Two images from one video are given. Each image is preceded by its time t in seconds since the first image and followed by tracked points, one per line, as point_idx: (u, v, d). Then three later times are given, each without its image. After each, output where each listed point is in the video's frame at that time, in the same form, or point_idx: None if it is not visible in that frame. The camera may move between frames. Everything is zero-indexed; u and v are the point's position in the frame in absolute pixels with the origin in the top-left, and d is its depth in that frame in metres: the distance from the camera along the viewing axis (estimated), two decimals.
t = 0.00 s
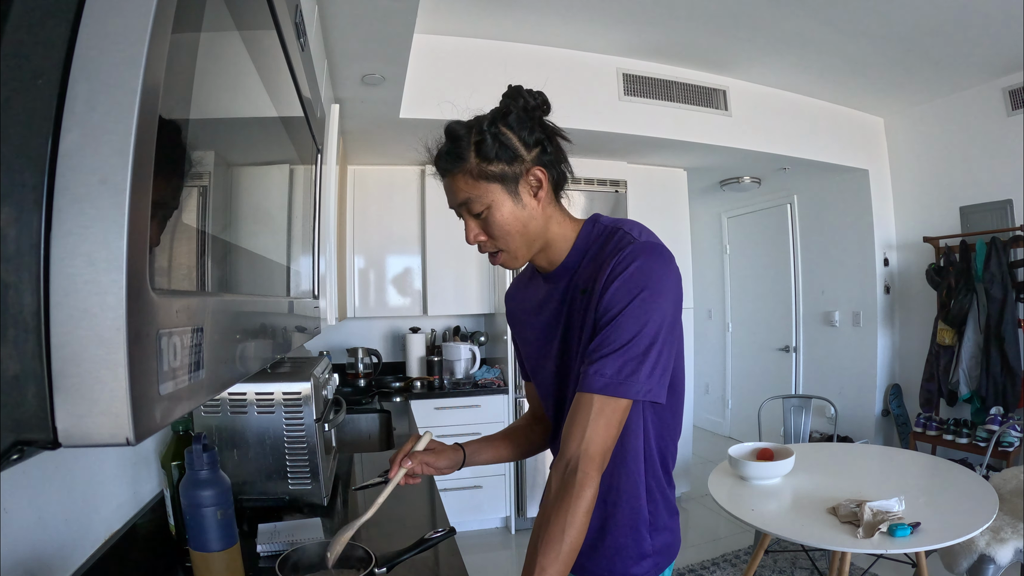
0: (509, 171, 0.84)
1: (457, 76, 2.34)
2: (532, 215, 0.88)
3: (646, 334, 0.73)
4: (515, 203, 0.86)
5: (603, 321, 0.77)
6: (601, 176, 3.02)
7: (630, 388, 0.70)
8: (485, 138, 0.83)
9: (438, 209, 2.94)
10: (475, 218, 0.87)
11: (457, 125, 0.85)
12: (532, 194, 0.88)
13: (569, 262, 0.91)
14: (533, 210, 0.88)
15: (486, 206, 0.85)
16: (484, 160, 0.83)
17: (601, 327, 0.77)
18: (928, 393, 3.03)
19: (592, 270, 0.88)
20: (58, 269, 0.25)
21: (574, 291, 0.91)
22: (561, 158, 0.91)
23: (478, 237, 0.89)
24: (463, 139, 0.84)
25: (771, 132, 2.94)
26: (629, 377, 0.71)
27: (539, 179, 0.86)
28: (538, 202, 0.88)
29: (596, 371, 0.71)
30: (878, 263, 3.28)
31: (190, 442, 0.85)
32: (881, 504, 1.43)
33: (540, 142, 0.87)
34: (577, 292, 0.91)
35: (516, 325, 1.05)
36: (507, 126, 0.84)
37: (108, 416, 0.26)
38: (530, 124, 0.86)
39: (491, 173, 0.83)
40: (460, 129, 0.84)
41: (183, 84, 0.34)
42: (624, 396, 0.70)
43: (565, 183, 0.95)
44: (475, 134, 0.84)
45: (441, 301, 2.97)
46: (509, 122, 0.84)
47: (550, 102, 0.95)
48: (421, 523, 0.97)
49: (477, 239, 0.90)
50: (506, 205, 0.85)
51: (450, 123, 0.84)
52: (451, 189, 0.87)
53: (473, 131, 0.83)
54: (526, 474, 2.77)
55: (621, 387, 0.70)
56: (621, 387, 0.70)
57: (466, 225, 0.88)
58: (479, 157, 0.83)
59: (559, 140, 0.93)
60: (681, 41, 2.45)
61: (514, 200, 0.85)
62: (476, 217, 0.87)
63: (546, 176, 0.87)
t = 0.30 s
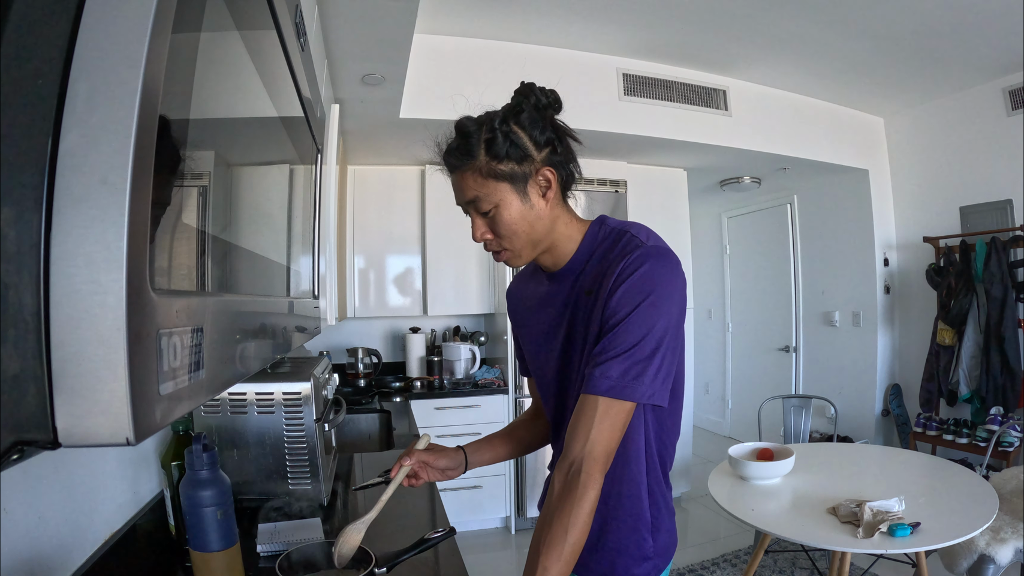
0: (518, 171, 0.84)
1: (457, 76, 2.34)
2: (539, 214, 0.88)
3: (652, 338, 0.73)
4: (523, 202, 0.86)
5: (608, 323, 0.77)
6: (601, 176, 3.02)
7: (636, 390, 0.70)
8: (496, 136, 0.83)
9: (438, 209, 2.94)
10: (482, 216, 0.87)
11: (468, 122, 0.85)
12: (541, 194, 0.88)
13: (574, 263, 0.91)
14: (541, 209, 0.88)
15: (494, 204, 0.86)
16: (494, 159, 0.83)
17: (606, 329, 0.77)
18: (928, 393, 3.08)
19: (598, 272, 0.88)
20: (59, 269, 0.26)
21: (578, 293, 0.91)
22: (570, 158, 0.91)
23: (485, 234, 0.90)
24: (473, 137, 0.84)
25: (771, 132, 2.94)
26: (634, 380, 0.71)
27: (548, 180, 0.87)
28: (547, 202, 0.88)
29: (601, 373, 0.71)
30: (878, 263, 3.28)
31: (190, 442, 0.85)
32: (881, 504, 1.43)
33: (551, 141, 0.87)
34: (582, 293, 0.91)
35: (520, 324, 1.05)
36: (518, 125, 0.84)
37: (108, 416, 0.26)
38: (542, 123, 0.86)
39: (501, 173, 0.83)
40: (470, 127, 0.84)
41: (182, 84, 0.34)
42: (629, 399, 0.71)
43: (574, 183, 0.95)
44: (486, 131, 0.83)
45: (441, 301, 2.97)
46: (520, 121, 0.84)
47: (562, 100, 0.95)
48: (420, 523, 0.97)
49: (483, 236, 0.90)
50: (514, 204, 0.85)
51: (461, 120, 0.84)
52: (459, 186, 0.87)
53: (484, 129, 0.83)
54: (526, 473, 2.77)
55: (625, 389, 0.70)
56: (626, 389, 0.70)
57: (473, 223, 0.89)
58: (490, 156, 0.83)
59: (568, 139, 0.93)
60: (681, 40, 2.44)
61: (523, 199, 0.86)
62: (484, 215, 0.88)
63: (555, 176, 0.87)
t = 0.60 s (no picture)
0: (519, 169, 0.84)
1: (457, 76, 2.34)
2: (539, 212, 0.88)
3: (651, 339, 0.73)
4: (523, 201, 0.86)
5: (608, 324, 0.77)
6: (601, 176, 3.02)
7: (634, 391, 0.70)
8: (497, 135, 0.83)
9: (437, 209, 2.93)
10: (483, 213, 0.88)
11: (470, 120, 0.85)
12: (541, 193, 0.88)
13: (573, 263, 0.91)
14: (542, 208, 0.89)
15: (494, 201, 0.86)
16: (495, 157, 0.83)
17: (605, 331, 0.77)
18: (927, 393, 3.04)
19: (596, 273, 0.88)
20: (59, 269, 0.26)
21: (577, 293, 0.91)
22: (571, 157, 0.92)
23: (485, 231, 0.90)
24: (475, 134, 0.84)
25: (771, 132, 2.93)
26: (633, 381, 0.71)
27: (548, 179, 0.87)
28: (546, 201, 0.88)
29: (599, 373, 0.71)
30: (878, 263, 3.28)
31: (190, 442, 0.85)
32: (881, 504, 1.43)
33: (552, 141, 0.88)
34: (581, 293, 0.91)
35: (519, 323, 1.05)
36: (519, 124, 0.84)
37: (107, 416, 0.26)
38: (543, 122, 0.86)
39: (502, 171, 0.84)
40: (473, 125, 0.84)
41: (182, 84, 0.34)
42: (627, 400, 0.71)
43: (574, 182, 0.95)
44: (487, 130, 0.83)
45: (441, 301, 2.97)
46: (522, 120, 0.84)
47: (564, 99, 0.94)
48: (420, 523, 0.97)
49: (483, 234, 0.91)
50: (514, 202, 0.86)
51: (463, 118, 0.85)
52: (461, 183, 0.88)
53: (486, 128, 0.83)
54: (525, 473, 2.77)
55: (624, 389, 0.70)
56: (624, 389, 0.70)
57: (472, 220, 0.89)
58: (491, 154, 0.83)
59: (569, 139, 0.93)
60: (681, 40, 2.44)
61: (523, 197, 0.86)
62: (484, 212, 0.88)
63: (555, 175, 0.88)
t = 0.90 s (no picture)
0: (539, 151, 0.89)
1: (457, 76, 2.34)
2: (556, 196, 0.90)
3: (648, 338, 0.73)
4: (544, 181, 0.88)
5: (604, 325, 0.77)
6: (601, 176, 3.02)
7: (632, 389, 0.70)
8: (510, 123, 0.88)
9: (438, 209, 2.94)
10: (507, 190, 0.85)
11: (482, 114, 0.89)
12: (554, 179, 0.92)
13: (573, 262, 0.92)
14: (554, 195, 0.91)
15: (520, 178, 0.85)
16: (517, 138, 0.87)
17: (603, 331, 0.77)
18: (928, 393, 3.06)
19: (594, 272, 0.88)
20: (59, 268, 0.26)
21: (576, 292, 0.91)
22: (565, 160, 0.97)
23: (506, 213, 0.86)
24: (491, 123, 0.87)
25: (771, 132, 2.93)
26: (630, 379, 0.71)
27: (559, 166, 0.93)
28: (558, 187, 0.93)
29: (596, 372, 0.71)
30: (878, 263, 3.28)
31: (191, 442, 0.85)
32: (881, 504, 1.43)
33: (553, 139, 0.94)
34: (580, 293, 0.91)
35: (522, 323, 1.06)
36: (531, 117, 0.91)
37: (107, 416, 0.26)
38: (544, 123, 0.93)
39: (522, 151, 0.86)
40: (487, 117, 0.88)
41: (182, 83, 0.34)
42: (625, 399, 0.71)
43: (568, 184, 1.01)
44: (503, 120, 0.88)
45: (441, 301, 2.96)
46: (529, 117, 0.90)
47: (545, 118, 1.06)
48: (420, 523, 0.97)
49: (504, 217, 0.86)
50: (539, 180, 0.86)
51: (474, 114, 0.89)
52: (481, 164, 0.86)
53: (504, 115, 0.88)
54: (526, 473, 2.77)
55: (621, 388, 0.71)
56: (621, 387, 0.70)
57: (495, 200, 0.86)
58: (512, 136, 0.87)
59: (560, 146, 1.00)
60: (681, 41, 2.44)
61: (542, 178, 0.87)
62: (507, 190, 0.85)
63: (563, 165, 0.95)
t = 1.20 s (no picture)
0: (533, 158, 0.87)
1: (457, 76, 2.34)
2: (552, 202, 0.89)
3: (649, 342, 0.73)
4: (540, 188, 0.87)
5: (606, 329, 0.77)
6: (601, 176, 3.02)
7: (632, 392, 0.71)
8: (506, 131, 0.86)
9: (438, 209, 2.94)
10: (504, 200, 0.84)
11: (476, 125, 0.87)
12: (551, 185, 0.91)
13: (575, 266, 0.92)
14: (552, 200, 0.90)
15: (516, 188, 0.84)
16: (511, 148, 0.85)
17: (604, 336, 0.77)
18: (928, 393, 3.06)
19: (596, 276, 0.88)
20: (59, 268, 0.25)
21: (578, 297, 0.92)
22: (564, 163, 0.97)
23: (505, 223, 0.85)
24: (484, 133, 0.86)
25: (771, 132, 2.93)
26: (631, 383, 0.71)
27: (556, 171, 0.91)
28: (556, 193, 0.91)
29: (598, 376, 0.72)
30: (878, 263, 3.28)
31: (191, 442, 0.85)
32: (881, 504, 1.43)
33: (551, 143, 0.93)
34: (582, 297, 0.91)
35: (525, 327, 1.06)
36: (526, 124, 0.89)
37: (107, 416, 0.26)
38: (540, 128, 0.92)
39: (518, 158, 0.85)
40: (483, 126, 0.86)
41: (182, 84, 0.34)
42: (627, 402, 0.71)
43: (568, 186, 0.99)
44: (498, 127, 0.86)
45: (441, 301, 2.96)
46: (525, 122, 0.89)
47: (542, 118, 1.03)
48: (420, 524, 0.97)
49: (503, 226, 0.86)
50: (534, 189, 0.85)
51: (469, 123, 0.87)
52: (477, 175, 0.85)
53: (498, 125, 0.86)
54: (526, 473, 2.77)
55: (622, 391, 0.71)
56: (622, 391, 0.70)
57: (492, 210, 0.85)
58: (506, 144, 0.85)
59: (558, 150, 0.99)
60: (681, 40, 2.44)
61: (539, 184, 0.86)
62: (504, 200, 0.84)
63: (561, 169, 0.92)
